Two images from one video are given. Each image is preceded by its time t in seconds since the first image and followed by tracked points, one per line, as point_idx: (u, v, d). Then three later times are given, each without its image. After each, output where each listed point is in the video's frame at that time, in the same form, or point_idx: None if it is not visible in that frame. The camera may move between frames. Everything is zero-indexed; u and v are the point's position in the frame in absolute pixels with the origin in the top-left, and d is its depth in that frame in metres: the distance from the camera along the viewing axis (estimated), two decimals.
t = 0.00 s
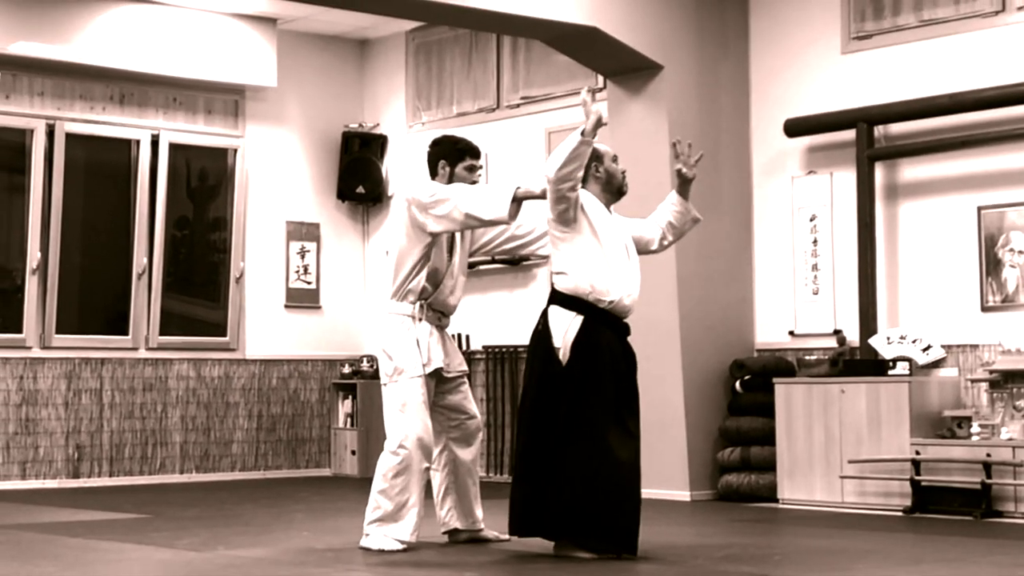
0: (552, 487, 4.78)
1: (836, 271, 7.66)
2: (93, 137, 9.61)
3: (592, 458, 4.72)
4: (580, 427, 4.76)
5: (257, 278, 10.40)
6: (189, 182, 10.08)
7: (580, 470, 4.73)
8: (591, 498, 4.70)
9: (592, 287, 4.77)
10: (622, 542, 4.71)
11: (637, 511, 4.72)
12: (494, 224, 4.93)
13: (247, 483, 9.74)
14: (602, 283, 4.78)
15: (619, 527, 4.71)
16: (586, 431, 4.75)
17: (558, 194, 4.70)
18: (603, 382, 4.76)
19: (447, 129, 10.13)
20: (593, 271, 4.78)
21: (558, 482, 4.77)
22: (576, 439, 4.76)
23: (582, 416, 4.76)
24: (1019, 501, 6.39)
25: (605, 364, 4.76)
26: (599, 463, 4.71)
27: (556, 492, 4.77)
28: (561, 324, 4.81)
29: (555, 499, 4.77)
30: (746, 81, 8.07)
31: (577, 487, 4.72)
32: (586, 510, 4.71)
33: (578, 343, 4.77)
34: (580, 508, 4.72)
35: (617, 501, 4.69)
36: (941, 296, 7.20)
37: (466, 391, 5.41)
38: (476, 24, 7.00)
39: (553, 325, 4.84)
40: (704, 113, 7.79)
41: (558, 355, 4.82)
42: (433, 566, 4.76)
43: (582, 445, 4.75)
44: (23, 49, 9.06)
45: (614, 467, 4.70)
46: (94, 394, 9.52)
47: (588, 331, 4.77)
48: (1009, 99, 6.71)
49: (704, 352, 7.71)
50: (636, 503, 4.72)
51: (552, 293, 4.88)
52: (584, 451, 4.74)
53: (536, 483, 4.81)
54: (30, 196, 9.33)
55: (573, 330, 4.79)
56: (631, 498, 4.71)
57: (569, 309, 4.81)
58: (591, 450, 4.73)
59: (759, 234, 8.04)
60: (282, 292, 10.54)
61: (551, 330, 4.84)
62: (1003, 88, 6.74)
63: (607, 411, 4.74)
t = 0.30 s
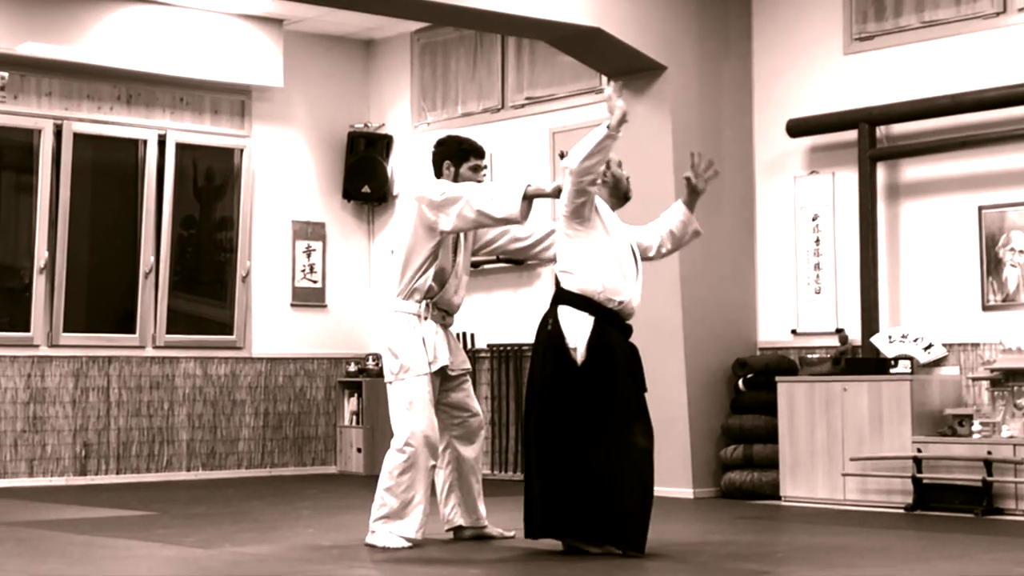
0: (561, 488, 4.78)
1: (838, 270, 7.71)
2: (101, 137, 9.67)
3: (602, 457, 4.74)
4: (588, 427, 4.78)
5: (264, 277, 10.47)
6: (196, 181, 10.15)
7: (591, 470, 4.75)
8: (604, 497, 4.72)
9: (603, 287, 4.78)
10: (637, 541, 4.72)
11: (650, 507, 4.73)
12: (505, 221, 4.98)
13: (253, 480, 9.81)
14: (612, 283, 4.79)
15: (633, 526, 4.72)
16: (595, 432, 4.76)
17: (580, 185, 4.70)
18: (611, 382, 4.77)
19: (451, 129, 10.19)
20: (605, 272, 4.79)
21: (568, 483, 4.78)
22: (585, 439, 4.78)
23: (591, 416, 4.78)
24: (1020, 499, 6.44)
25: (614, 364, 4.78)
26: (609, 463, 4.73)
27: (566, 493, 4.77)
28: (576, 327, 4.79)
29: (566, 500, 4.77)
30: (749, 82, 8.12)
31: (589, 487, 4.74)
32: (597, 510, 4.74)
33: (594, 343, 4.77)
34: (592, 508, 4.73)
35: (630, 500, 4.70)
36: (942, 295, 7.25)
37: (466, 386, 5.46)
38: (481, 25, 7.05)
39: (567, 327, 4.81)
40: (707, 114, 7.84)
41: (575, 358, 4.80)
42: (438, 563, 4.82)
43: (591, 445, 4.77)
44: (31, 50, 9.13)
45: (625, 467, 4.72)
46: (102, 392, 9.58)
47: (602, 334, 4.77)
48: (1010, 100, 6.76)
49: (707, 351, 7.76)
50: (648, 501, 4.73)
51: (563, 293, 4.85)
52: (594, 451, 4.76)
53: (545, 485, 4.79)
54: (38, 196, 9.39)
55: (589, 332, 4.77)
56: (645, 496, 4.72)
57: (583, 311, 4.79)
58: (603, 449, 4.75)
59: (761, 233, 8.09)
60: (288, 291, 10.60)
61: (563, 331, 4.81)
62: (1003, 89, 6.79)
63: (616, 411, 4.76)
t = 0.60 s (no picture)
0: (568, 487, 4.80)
1: (840, 269, 7.76)
2: (109, 137, 9.74)
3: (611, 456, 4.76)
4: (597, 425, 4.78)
5: (270, 276, 10.54)
6: (203, 180, 10.22)
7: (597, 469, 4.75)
8: (613, 496, 4.73)
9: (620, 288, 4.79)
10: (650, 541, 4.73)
11: (665, 505, 4.74)
12: (527, 222, 5.03)
13: (259, 477, 9.88)
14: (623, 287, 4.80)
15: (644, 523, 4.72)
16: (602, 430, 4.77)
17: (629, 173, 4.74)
18: (628, 383, 4.79)
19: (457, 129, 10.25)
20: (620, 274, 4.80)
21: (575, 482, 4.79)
22: (593, 438, 4.78)
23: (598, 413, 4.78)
24: (1020, 496, 6.49)
25: (624, 363, 4.80)
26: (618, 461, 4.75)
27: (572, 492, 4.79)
28: (605, 328, 4.76)
29: (573, 499, 4.78)
30: (752, 82, 8.18)
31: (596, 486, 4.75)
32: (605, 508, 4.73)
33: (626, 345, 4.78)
34: (604, 508, 4.74)
35: (644, 500, 4.71)
36: (943, 294, 7.30)
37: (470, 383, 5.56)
38: (486, 25, 7.10)
39: (595, 327, 4.78)
40: (710, 113, 7.89)
41: (605, 357, 4.78)
42: (443, 558, 4.88)
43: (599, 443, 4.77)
44: (40, 49, 9.20)
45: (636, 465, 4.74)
46: (109, 389, 9.65)
47: (629, 335, 4.80)
48: (1010, 100, 6.80)
49: (710, 350, 7.81)
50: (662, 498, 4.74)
51: (586, 291, 4.80)
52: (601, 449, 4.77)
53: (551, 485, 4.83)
54: (47, 195, 9.45)
55: (621, 334, 4.77)
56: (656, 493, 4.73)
57: (609, 312, 4.78)
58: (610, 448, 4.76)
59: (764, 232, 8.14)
60: (295, 289, 10.67)
61: (589, 330, 4.78)
62: (1004, 89, 6.84)
63: (626, 408, 4.77)
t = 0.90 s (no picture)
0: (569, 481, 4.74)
1: (844, 267, 7.81)
2: (117, 135, 9.80)
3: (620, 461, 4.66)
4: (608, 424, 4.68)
5: (278, 273, 10.61)
6: (211, 179, 10.28)
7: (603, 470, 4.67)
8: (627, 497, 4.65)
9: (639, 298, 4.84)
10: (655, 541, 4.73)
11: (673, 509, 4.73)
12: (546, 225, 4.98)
13: (267, 473, 9.94)
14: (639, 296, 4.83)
15: (643, 529, 4.69)
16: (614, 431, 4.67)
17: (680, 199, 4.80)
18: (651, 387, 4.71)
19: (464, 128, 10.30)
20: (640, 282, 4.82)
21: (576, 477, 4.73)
22: (604, 438, 4.68)
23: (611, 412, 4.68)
24: None
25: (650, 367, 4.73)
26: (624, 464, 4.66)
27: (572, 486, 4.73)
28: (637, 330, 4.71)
29: (575, 492, 4.72)
30: (756, 81, 8.22)
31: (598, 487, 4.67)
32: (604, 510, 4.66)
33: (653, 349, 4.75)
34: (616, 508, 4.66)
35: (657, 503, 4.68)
36: (946, 292, 7.34)
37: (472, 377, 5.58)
38: (492, 25, 7.16)
39: (631, 329, 4.68)
40: (715, 112, 7.93)
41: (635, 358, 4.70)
42: (450, 554, 4.93)
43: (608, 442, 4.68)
44: (49, 48, 9.25)
45: (649, 475, 4.65)
46: (118, 386, 9.72)
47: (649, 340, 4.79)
48: (1013, 99, 6.84)
49: (715, 347, 7.86)
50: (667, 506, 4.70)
51: (620, 294, 4.76)
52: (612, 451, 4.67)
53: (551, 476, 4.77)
54: (56, 193, 9.51)
55: (647, 343, 4.75)
56: (661, 503, 4.68)
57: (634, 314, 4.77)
58: (629, 457, 4.67)
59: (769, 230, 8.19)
60: (302, 286, 10.74)
61: (625, 332, 4.66)
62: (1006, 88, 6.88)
63: (639, 412, 4.68)
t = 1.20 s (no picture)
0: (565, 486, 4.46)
1: (848, 264, 7.86)
2: (126, 133, 9.86)
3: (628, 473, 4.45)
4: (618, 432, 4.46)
5: (285, 270, 10.68)
6: (220, 177, 10.35)
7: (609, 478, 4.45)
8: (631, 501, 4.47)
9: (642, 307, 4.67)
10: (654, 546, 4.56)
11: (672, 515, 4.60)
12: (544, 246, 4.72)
13: (274, 469, 10.02)
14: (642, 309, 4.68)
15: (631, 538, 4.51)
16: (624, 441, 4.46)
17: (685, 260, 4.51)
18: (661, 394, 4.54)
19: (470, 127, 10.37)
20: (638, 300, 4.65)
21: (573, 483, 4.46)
22: (616, 449, 4.46)
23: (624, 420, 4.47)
24: None
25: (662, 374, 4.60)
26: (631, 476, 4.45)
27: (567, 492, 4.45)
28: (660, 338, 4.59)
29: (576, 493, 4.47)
30: (761, 80, 8.27)
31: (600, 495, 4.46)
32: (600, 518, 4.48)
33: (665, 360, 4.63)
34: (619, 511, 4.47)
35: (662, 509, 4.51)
36: (950, 289, 7.39)
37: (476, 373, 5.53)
38: (498, 24, 7.21)
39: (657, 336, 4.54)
40: (719, 111, 7.98)
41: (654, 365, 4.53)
42: (456, 549, 4.99)
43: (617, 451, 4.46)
44: (58, 47, 9.32)
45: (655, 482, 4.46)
46: (126, 382, 9.79)
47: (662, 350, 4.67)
48: (1015, 99, 6.89)
49: (720, 344, 7.92)
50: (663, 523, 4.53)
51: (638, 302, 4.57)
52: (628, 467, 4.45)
53: (541, 478, 4.44)
54: (64, 191, 9.58)
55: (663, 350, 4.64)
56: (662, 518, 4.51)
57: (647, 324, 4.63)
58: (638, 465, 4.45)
59: (773, 229, 8.24)
60: (310, 284, 10.82)
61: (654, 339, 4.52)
62: (1009, 87, 6.93)
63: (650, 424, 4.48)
